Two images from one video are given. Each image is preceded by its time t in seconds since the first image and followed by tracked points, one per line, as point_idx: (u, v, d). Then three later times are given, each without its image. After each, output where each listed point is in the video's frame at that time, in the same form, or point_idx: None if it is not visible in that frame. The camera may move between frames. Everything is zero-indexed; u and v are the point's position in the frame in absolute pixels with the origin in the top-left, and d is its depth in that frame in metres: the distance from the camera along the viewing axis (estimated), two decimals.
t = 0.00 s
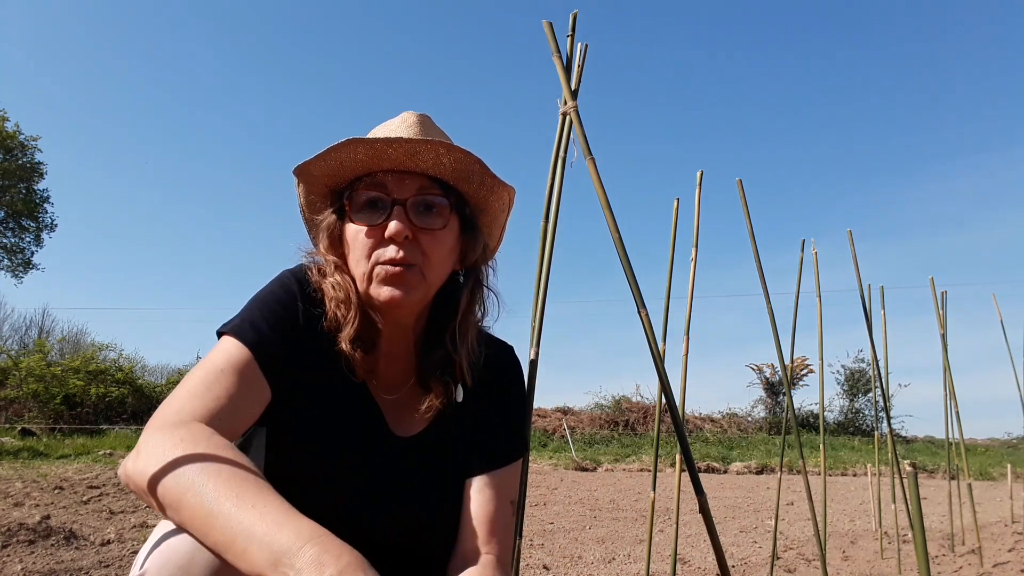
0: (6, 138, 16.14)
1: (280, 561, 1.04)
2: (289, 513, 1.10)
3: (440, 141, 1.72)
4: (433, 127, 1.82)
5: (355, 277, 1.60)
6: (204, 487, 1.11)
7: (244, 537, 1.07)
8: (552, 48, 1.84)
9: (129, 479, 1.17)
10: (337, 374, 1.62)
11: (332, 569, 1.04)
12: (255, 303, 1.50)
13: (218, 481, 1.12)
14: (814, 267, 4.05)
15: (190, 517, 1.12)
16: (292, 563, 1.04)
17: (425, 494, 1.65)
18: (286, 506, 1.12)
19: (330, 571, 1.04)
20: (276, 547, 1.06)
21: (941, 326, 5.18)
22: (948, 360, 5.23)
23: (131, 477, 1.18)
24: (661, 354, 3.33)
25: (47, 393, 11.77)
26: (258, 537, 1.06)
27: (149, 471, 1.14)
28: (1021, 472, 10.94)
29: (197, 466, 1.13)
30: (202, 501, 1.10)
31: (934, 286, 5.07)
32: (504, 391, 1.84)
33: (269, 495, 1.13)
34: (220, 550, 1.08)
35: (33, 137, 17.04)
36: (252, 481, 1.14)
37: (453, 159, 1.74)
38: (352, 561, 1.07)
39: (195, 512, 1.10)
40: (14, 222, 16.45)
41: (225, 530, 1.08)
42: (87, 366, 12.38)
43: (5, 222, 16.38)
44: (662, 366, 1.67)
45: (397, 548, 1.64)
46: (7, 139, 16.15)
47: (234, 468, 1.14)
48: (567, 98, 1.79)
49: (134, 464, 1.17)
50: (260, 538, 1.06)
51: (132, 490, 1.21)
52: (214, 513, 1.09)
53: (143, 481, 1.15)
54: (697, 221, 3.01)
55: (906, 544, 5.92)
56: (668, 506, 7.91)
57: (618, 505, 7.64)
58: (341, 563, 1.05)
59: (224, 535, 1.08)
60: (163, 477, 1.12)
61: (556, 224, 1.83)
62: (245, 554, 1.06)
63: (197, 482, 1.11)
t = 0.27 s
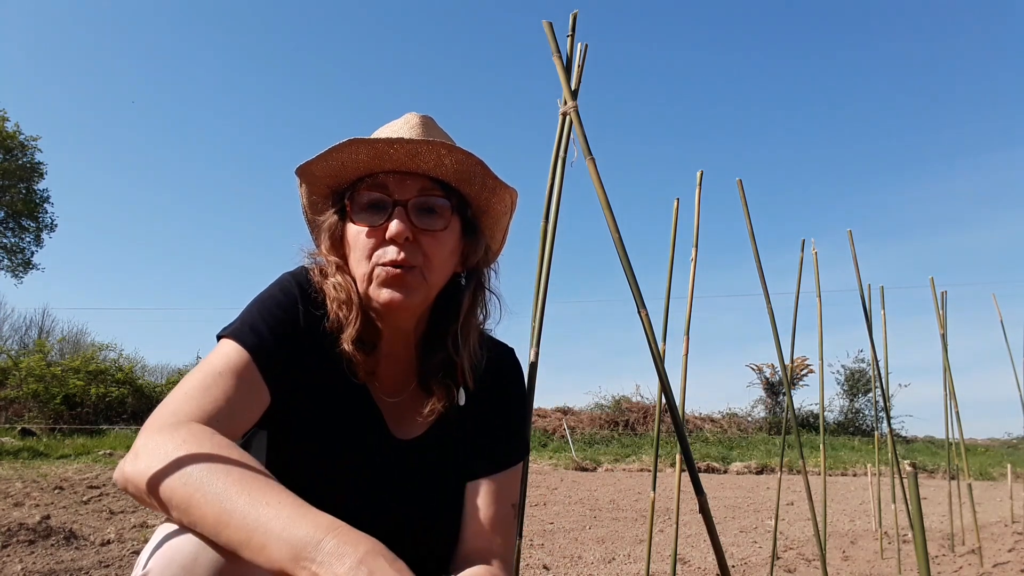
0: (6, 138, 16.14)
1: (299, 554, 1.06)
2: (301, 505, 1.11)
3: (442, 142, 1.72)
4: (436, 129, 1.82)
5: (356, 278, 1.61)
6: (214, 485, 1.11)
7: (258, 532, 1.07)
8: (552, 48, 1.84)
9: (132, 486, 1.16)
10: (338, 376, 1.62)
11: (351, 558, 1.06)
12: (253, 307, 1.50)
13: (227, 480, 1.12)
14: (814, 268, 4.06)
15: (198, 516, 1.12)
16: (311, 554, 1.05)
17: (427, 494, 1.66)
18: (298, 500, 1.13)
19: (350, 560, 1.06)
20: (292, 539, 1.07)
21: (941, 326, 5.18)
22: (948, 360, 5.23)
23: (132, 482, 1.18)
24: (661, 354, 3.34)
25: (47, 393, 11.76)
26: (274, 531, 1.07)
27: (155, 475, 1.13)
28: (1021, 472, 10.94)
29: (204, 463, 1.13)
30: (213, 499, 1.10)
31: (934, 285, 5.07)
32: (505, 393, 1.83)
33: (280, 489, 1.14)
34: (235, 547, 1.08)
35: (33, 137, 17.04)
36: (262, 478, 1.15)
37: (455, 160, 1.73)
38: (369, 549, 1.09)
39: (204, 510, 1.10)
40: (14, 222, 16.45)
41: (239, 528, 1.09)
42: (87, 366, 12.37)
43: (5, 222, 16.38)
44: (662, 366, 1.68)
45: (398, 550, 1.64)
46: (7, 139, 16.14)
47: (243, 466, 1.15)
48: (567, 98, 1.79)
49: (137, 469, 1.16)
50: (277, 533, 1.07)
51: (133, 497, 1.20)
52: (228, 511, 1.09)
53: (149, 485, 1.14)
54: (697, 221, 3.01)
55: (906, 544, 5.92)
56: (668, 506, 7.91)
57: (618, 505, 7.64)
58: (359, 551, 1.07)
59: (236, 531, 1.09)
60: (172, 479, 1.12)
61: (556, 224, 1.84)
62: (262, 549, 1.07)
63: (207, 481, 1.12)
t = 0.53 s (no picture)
0: (6, 138, 16.14)
1: (299, 551, 1.05)
2: (302, 504, 1.11)
3: (445, 143, 1.71)
4: (439, 130, 1.81)
5: (358, 278, 1.61)
6: (214, 484, 1.11)
7: (258, 530, 1.07)
8: (552, 48, 1.84)
9: (133, 488, 1.16)
10: (340, 376, 1.62)
11: (353, 555, 1.06)
12: (255, 308, 1.49)
13: (228, 479, 1.12)
14: (814, 268, 4.07)
15: (199, 516, 1.12)
16: (312, 551, 1.05)
17: (430, 494, 1.66)
18: (299, 499, 1.12)
19: (351, 557, 1.05)
20: (292, 537, 1.06)
21: (941, 326, 5.18)
22: (947, 360, 5.24)
23: (133, 485, 1.17)
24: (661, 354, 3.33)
25: (47, 393, 11.76)
26: (275, 529, 1.07)
27: (156, 475, 1.14)
28: (1021, 472, 10.94)
29: (206, 464, 1.13)
30: (214, 498, 1.10)
31: (934, 286, 5.08)
32: (507, 393, 1.83)
33: (281, 488, 1.13)
34: (236, 546, 1.08)
35: (33, 137, 17.05)
36: (263, 477, 1.14)
37: (458, 162, 1.73)
38: (370, 546, 1.09)
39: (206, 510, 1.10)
40: (14, 222, 16.45)
41: (240, 526, 1.08)
42: (87, 366, 12.38)
43: (5, 222, 16.39)
44: (662, 366, 1.68)
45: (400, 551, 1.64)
46: (7, 139, 16.15)
47: (243, 466, 1.14)
48: (567, 98, 1.79)
49: (138, 470, 1.16)
50: (278, 530, 1.07)
51: (135, 499, 1.20)
52: (229, 510, 1.09)
53: (150, 486, 1.14)
54: (697, 221, 3.02)
55: (906, 544, 5.92)
56: (668, 506, 7.91)
57: (618, 505, 7.64)
58: (362, 548, 1.07)
59: (237, 529, 1.09)
60: (173, 479, 1.12)
61: (556, 223, 1.84)
62: (264, 547, 1.07)
63: (208, 481, 1.11)
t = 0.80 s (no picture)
0: (6, 138, 16.15)
1: (290, 555, 1.04)
2: (297, 507, 1.11)
3: (462, 148, 1.71)
4: (452, 132, 1.81)
5: (364, 275, 1.61)
6: (211, 486, 1.11)
7: (251, 533, 1.07)
8: (552, 48, 1.84)
9: (135, 485, 1.17)
10: (343, 372, 1.62)
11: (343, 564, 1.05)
12: (258, 304, 1.49)
13: (226, 480, 1.12)
14: (814, 267, 4.07)
15: (195, 516, 1.12)
16: (302, 556, 1.04)
17: (430, 492, 1.66)
18: (295, 502, 1.12)
19: (341, 566, 1.04)
20: (285, 540, 1.06)
21: (941, 326, 5.18)
22: (947, 360, 5.24)
23: (133, 481, 1.18)
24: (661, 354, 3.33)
25: (47, 393, 11.76)
26: (268, 532, 1.06)
27: (156, 471, 1.14)
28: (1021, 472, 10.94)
29: (203, 464, 1.13)
30: (209, 499, 1.10)
31: (934, 286, 5.08)
32: (508, 393, 1.83)
33: (277, 491, 1.13)
34: (228, 547, 1.08)
35: (33, 138, 17.06)
36: (260, 479, 1.14)
37: (473, 166, 1.73)
38: (362, 555, 1.08)
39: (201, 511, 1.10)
40: (14, 222, 16.46)
41: (233, 528, 1.08)
42: (87, 366, 12.38)
43: (5, 222, 16.38)
44: (662, 366, 1.68)
45: (399, 551, 1.64)
46: (7, 139, 16.16)
47: (241, 468, 1.14)
48: (567, 98, 1.79)
49: (139, 466, 1.16)
50: (271, 533, 1.06)
51: (135, 494, 1.20)
52: (224, 511, 1.09)
53: (149, 482, 1.15)
54: (697, 221, 3.02)
55: (906, 544, 5.93)
56: (668, 506, 7.91)
57: (618, 505, 7.64)
58: (352, 557, 1.06)
59: (231, 530, 1.08)
60: (170, 477, 1.13)
61: (556, 224, 1.84)
62: (254, 548, 1.06)
63: (205, 480, 1.12)
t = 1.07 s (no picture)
0: (6, 138, 16.16)
1: (289, 552, 1.05)
2: (296, 506, 1.11)
3: (464, 148, 1.72)
4: (455, 134, 1.81)
5: (366, 275, 1.61)
6: (211, 485, 1.11)
7: (250, 532, 1.07)
8: (552, 48, 1.84)
9: (135, 485, 1.16)
10: (344, 372, 1.62)
11: (341, 562, 1.05)
12: (257, 305, 1.49)
13: (226, 479, 1.12)
14: (814, 267, 4.07)
15: (195, 515, 1.12)
16: (301, 554, 1.05)
17: (432, 493, 1.66)
18: (294, 500, 1.12)
19: (339, 564, 1.05)
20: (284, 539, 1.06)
21: (941, 326, 5.18)
22: (947, 360, 5.24)
23: (133, 481, 1.18)
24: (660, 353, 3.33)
25: (47, 393, 11.76)
26: (268, 530, 1.06)
27: (156, 471, 1.14)
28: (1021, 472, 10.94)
29: (202, 464, 1.13)
30: (208, 498, 1.10)
31: (933, 285, 5.09)
32: (509, 394, 1.83)
33: (277, 490, 1.13)
34: (228, 544, 1.08)
35: (33, 138, 17.07)
36: (260, 477, 1.14)
37: (475, 167, 1.73)
38: (361, 554, 1.09)
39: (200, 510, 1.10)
40: (14, 222, 16.46)
41: (233, 526, 1.08)
42: (87, 366, 12.38)
43: (5, 222, 16.39)
44: (662, 366, 1.68)
45: (399, 552, 1.64)
46: (7, 139, 16.16)
47: (241, 467, 1.14)
48: (567, 98, 1.79)
49: (138, 466, 1.16)
50: (270, 532, 1.06)
51: (134, 494, 1.20)
52: (223, 510, 1.09)
53: (150, 482, 1.14)
54: (697, 221, 3.02)
55: (906, 544, 5.93)
56: (668, 506, 7.91)
57: (618, 505, 7.64)
58: (351, 555, 1.06)
59: (230, 529, 1.08)
60: (170, 476, 1.12)
61: (556, 224, 1.84)
62: (254, 546, 1.06)
63: (205, 479, 1.12)
